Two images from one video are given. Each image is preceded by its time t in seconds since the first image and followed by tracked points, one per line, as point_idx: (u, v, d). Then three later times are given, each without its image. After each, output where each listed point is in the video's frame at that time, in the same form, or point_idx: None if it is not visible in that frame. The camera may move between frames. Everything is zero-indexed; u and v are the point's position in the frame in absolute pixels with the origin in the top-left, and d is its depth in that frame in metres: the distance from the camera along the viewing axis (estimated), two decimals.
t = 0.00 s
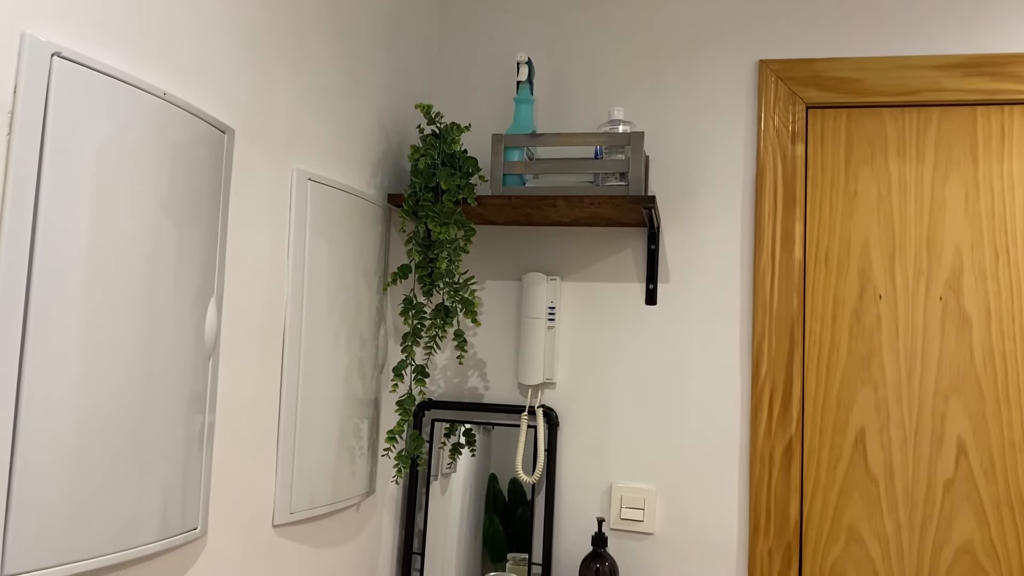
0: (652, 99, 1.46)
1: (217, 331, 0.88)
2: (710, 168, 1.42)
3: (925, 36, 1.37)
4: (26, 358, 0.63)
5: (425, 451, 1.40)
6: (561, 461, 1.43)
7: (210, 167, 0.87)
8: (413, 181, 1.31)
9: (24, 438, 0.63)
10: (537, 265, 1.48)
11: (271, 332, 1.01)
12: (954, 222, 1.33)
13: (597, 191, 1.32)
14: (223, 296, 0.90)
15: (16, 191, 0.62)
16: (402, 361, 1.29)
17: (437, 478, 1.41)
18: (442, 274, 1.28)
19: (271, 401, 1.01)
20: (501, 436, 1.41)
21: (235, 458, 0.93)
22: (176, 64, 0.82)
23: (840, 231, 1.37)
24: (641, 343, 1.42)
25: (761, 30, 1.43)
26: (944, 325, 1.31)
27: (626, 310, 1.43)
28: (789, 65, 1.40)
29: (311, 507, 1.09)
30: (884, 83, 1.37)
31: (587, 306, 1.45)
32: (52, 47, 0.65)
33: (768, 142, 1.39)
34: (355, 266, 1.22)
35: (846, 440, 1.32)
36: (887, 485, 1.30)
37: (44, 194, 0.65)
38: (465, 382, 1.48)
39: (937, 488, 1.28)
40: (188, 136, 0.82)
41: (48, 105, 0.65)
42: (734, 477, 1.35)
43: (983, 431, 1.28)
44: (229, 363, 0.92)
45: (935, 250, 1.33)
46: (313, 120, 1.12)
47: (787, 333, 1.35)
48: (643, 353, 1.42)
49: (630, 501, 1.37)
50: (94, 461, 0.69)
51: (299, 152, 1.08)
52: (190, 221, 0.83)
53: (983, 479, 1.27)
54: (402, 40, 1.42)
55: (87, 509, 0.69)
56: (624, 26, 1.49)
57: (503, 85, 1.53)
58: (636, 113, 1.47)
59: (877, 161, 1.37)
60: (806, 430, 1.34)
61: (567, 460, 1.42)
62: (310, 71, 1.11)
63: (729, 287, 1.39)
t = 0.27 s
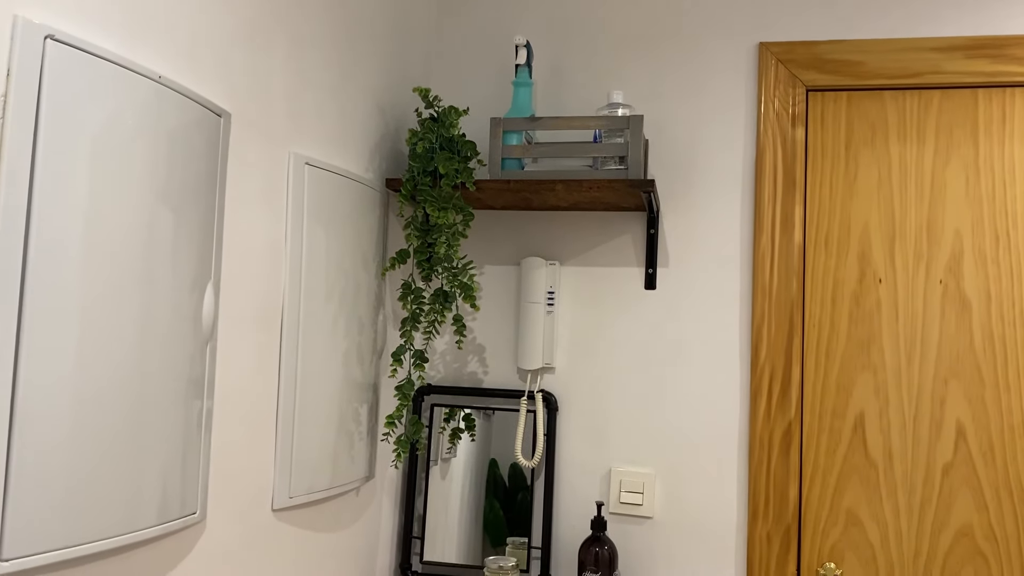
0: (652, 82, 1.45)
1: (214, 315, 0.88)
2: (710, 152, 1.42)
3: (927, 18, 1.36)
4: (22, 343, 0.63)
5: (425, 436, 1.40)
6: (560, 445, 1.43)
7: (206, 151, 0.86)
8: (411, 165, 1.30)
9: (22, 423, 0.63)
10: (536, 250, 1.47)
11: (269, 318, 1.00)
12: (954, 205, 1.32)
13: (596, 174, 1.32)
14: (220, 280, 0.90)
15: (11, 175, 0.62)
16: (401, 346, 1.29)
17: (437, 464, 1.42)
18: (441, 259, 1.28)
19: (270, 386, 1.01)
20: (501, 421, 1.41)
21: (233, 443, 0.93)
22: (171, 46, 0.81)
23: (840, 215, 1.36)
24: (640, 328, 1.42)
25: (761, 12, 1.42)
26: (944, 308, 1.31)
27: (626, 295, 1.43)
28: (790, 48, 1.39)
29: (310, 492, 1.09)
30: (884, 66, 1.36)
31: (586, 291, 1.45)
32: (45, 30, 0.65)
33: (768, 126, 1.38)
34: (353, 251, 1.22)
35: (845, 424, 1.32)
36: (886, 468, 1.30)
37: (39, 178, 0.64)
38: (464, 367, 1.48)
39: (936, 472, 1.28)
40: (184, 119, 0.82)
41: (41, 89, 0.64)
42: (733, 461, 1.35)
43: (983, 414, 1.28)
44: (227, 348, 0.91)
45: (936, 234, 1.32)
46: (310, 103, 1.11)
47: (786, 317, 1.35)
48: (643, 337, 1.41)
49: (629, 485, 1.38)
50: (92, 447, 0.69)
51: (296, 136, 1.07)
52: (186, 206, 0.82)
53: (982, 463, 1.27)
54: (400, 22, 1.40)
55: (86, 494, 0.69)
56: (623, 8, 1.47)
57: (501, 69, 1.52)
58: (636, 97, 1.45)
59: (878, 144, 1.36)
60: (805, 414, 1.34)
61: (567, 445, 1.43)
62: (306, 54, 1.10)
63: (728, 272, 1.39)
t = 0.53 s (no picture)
0: (653, 65, 1.44)
1: (215, 299, 0.87)
2: (711, 135, 1.41)
3: None
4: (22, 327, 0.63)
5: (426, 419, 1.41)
6: (561, 429, 1.43)
7: (205, 135, 0.85)
8: (410, 148, 1.29)
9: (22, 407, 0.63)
10: (536, 234, 1.47)
11: (269, 302, 1.00)
12: (956, 188, 1.32)
13: (596, 158, 1.31)
14: (221, 264, 0.89)
15: (9, 159, 0.62)
16: (401, 330, 1.29)
17: (438, 447, 1.42)
18: (441, 243, 1.27)
19: (270, 370, 1.01)
20: (502, 405, 1.41)
21: (235, 427, 0.93)
22: (169, 29, 0.81)
23: (841, 198, 1.36)
24: (640, 312, 1.42)
25: None
26: (946, 291, 1.30)
27: (626, 279, 1.43)
28: (791, 30, 1.38)
29: (312, 475, 1.09)
30: (887, 47, 1.35)
31: (587, 275, 1.44)
32: (42, 12, 0.64)
33: (769, 108, 1.38)
34: (353, 235, 1.21)
35: (845, 407, 1.32)
36: (886, 451, 1.30)
37: (38, 161, 0.64)
38: (465, 351, 1.48)
39: (936, 454, 1.28)
40: (182, 103, 0.81)
41: (39, 72, 0.64)
42: (733, 445, 1.36)
43: (983, 397, 1.28)
44: (227, 332, 0.91)
45: (937, 216, 1.32)
46: (309, 86, 1.10)
47: (787, 301, 1.35)
48: (643, 321, 1.41)
49: (629, 468, 1.38)
50: (94, 431, 0.69)
51: (295, 119, 1.07)
52: (185, 190, 0.82)
53: (982, 445, 1.27)
54: (399, 5, 1.39)
55: (88, 478, 0.69)
56: None
57: (501, 52, 1.51)
58: (636, 80, 1.45)
59: (879, 127, 1.35)
60: (805, 397, 1.34)
61: (567, 428, 1.43)
62: (305, 36, 1.09)
63: (730, 255, 1.39)
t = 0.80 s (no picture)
0: (654, 43, 1.42)
1: (213, 278, 0.87)
2: (712, 113, 1.39)
3: None
4: (18, 302, 0.63)
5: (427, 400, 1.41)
6: (562, 409, 1.43)
7: (201, 112, 0.84)
8: (410, 127, 1.28)
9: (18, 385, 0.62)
10: (537, 214, 1.46)
11: (267, 282, 0.99)
12: (959, 166, 1.30)
13: (597, 136, 1.30)
14: (218, 243, 0.89)
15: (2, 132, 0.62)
16: (401, 311, 1.28)
17: (439, 428, 1.42)
18: (440, 223, 1.26)
19: (270, 350, 1.00)
20: (502, 386, 1.41)
21: (235, 407, 0.93)
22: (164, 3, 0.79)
23: (843, 177, 1.34)
24: (641, 292, 1.41)
25: None
26: (948, 270, 1.30)
27: (627, 259, 1.42)
28: (794, 7, 1.36)
29: (313, 455, 1.09)
30: (890, 24, 1.33)
31: (587, 255, 1.44)
32: None
33: (772, 86, 1.36)
34: (352, 215, 1.21)
35: (847, 387, 1.32)
36: (888, 431, 1.30)
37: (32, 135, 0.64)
38: (465, 332, 1.48)
39: (937, 433, 1.28)
40: (178, 80, 0.80)
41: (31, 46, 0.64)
42: (734, 424, 1.35)
43: (985, 376, 1.27)
44: (225, 312, 0.91)
45: (940, 195, 1.31)
46: (307, 64, 1.09)
47: (789, 280, 1.34)
48: (644, 301, 1.41)
49: (630, 448, 1.38)
50: (92, 410, 0.69)
51: (292, 98, 1.05)
52: (182, 168, 0.81)
53: (984, 424, 1.27)
54: None
55: (87, 457, 0.69)
56: None
57: (501, 29, 1.49)
58: (637, 58, 1.43)
59: (883, 104, 1.34)
60: (807, 377, 1.34)
61: (568, 409, 1.43)
62: (302, 12, 1.07)
63: (731, 235, 1.38)
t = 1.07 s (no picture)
0: (655, 18, 1.40)
1: (207, 256, 0.85)
2: (713, 89, 1.38)
3: None
4: (7, 281, 0.62)
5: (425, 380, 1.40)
6: (561, 389, 1.43)
7: (194, 87, 0.83)
8: (407, 104, 1.26)
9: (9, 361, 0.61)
10: (536, 192, 1.45)
11: (263, 261, 0.98)
12: (963, 143, 1.29)
13: (597, 113, 1.28)
14: (213, 220, 0.87)
15: None
16: (399, 290, 1.27)
17: (438, 409, 1.42)
18: (438, 201, 1.25)
19: (266, 329, 0.99)
20: (501, 366, 1.40)
21: (231, 386, 0.92)
22: None
23: (845, 154, 1.33)
24: (641, 271, 1.40)
25: None
26: (950, 248, 1.29)
27: (627, 237, 1.41)
28: None
29: (311, 434, 1.09)
30: None
31: (587, 234, 1.42)
32: None
33: (773, 62, 1.34)
34: (349, 193, 1.19)
35: (847, 366, 1.31)
36: (888, 409, 1.30)
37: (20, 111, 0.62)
38: (464, 312, 1.47)
39: (938, 412, 1.28)
40: (169, 54, 0.78)
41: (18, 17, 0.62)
42: (734, 404, 1.35)
43: (986, 355, 1.27)
44: (220, 291, 0.89)
45: (943, 172, 1.29)
46: (301, 38, 1.07)
47: (790, 258, 1.33)
48: (644, 280, 1.40)
49: (629, 428, 1.38)
50: (85, 388, 0.68)
51: (287, 73, 1.04)
52: (175, 145, 0.79)
53: (985, 403, 1.26)
54: None
55: (81, 435, 0.68)
56: None
57: (499, 4, 1.47)
58: (638, 33, 1.41)
59: (885, 80, 1.32)
60: (807, 356, 1.33)
61: (567, 388, 1.42)
62: None
63: (732, 213, 1.37)
